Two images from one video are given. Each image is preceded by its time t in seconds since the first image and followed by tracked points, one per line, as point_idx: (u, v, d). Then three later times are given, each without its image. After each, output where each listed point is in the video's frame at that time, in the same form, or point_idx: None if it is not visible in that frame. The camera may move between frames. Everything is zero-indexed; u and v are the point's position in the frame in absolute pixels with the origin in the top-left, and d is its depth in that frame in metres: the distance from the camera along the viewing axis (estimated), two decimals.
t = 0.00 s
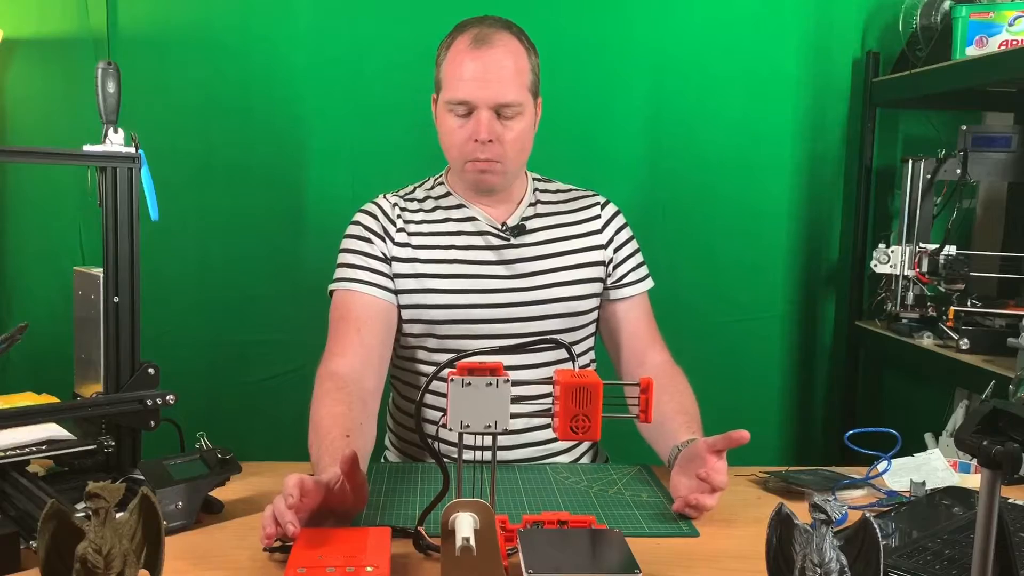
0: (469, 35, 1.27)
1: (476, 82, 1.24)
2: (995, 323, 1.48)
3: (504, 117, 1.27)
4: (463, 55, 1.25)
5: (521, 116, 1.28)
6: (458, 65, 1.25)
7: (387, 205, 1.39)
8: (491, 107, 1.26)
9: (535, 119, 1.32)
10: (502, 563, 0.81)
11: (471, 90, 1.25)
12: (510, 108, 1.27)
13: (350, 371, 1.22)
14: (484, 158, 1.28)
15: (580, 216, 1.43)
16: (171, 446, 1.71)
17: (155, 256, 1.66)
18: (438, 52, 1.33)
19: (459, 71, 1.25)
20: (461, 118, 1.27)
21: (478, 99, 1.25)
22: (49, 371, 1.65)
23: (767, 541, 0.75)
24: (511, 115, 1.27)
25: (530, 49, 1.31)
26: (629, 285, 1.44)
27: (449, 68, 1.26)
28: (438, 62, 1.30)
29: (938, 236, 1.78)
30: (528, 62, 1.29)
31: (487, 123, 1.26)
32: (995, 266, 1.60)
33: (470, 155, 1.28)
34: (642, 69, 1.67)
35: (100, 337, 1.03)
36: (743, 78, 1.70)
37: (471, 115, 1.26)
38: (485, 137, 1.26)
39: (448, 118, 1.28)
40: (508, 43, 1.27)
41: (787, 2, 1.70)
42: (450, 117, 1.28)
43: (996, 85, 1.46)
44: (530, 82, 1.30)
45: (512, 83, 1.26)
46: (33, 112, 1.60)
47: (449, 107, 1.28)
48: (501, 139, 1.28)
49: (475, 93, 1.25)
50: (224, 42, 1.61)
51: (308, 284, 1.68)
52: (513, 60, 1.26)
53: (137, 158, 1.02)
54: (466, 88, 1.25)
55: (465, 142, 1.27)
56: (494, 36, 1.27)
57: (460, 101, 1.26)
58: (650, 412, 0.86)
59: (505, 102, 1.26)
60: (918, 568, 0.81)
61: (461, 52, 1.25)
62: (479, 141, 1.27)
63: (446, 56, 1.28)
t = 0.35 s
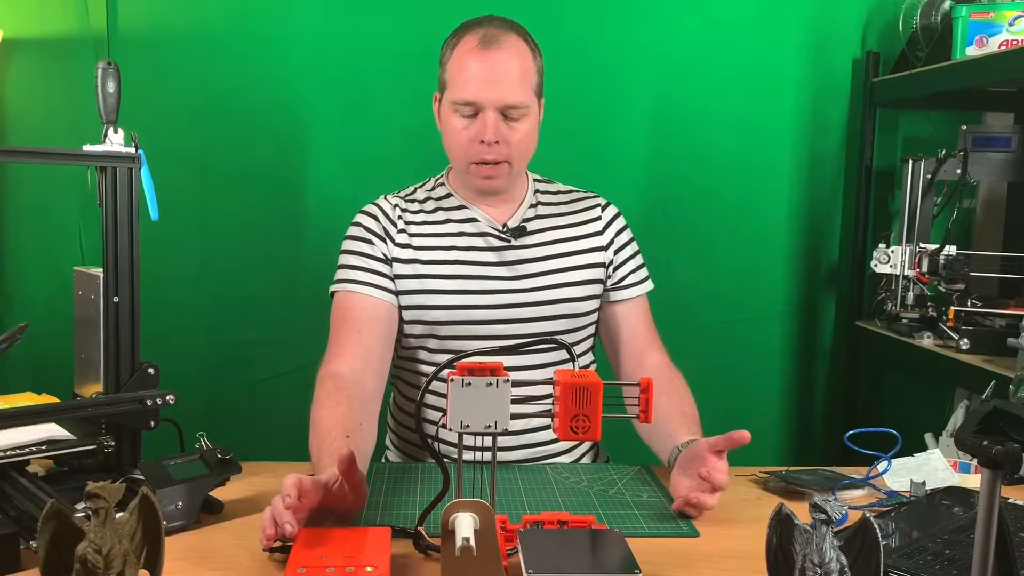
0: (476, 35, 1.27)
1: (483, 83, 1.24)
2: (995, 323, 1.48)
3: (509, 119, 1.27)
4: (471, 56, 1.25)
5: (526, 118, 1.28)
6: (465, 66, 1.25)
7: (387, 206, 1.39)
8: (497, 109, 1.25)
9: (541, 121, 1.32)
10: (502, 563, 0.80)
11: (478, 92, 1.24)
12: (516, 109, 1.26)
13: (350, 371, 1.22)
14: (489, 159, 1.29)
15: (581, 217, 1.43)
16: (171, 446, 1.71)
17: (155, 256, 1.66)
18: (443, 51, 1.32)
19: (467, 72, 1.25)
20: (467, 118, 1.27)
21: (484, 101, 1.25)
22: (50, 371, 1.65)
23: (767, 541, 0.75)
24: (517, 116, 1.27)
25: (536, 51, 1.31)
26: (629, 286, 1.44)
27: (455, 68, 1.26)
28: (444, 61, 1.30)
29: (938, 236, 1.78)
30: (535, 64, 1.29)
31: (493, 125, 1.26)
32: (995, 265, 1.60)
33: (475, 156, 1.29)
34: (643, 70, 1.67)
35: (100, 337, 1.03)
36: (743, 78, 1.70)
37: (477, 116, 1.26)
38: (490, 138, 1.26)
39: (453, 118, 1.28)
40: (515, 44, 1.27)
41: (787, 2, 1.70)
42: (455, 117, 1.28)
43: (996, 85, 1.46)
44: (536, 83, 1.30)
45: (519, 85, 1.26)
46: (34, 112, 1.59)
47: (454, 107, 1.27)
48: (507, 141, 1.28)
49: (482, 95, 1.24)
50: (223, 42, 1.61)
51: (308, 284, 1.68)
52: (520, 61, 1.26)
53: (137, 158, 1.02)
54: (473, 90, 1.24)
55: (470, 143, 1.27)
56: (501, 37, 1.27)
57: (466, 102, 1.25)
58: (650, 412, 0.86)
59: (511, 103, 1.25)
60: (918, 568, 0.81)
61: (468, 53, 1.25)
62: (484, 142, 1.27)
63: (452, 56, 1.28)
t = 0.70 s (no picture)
0: (518, 36, 1.28)
1: (537, 83, 1.26)
2: (995, 323, 1.48)
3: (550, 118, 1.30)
4: (520, 56, 1.26)
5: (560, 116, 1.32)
6: (518, 66, 1.25)
7: (386, 205, 1.38)
8: (548, 106, 1.28)
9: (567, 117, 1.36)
10: (502, 563, 0.80)
11: (531, 91, 1.26)
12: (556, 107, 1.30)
13: (350, 369, 1.22)
14: (536, 158, 1.30)
15: (580, 215, 1.43)
16: (171, 446, 1.71)
17: (155, 256, 1.66)
18: (469, 55, 1.30)
19: (520, 72, 1.25)
20: (518, 118, 1.27)
21: (539, 99, 1.26)
22: (50, 371, 1.65)
23: (767, 540, 0.75)
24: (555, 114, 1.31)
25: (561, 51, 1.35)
26: (629, 284, 1.44)
27: (504, 69, 1.26)
28: (479, 65, 1.28)
29: (938, 236, 1.78)
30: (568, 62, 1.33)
31: (544, 123, 1.28)
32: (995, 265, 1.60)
33: (522, 155, 1.29)
34: (642, 71, 1.67)
35: (100, 337, 1.04)
36: (742, 78, 1.70)
37: (526, 115, 1.27)
38: (544, 135, 1.28)
39: (500, 119, 1.28)
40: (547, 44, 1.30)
41: (787, 3, 1.70)
42: (502, 118, 1.28)
43: (996, 85, 1.46)
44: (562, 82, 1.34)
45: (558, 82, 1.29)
46: (34, 112, 1.60)
47: (501, 109, 1.27)
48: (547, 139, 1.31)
49: (535, 93, 1.26)
50: (223, 42, 1.61)
51: (307, 283, 1.68)
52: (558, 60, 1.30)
53: (137, 158, 1.02)
54: (526, 89, 1.26)
55: (525, 142, 1.28)
56: (535, 38, 1.30)
57: (520, 102, 1.26)
58: (650, 412, 0.86)
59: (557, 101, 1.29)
60: (918, 568, 0.81)
61: (515, 54, 1.26)
62: (533, 141, 1.28)
63: (491, 57, 1.27)
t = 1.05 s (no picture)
0: (519, 35, 1.28)
1: (538, 80, 1.26)
2: (995, 323, 1.48)
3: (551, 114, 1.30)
4: (521, 54, 1.26)
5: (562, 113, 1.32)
6: (520, 64, 1.26)
7: (386, 205, 1.37)
8: (549, 104, 1.29)
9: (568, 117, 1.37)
10: (502, 563, 0.80)
11: (533, 88, 1.26)
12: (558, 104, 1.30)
13: (350, 369, 1.22)
14: (538, 154, 1.30)
15: (579, 214, 1.43)
16: (171, 446, 1.71)
17: (155, 256, 1.66)
18: (470, 54, 1.30)
19: (521, 69, 1.26)
20: (520, 116, 1.28)
21: (541, 97, 1.27)
22: (50, 371, 1.65)
23: (767, 540, 0.75)
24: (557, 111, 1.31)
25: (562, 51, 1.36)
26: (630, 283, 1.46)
27: (506, 68, 1.26)
28: (480, 64, 1.28)
29: (938, 236, 1.78)
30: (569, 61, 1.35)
31: (546, 120, 1.28)
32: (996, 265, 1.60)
33: (525, 153, 1.29)
34: (642, 71, 1.67)
35: (100, 337, 1.04)
36: (742, 78, 1.70)
37: (528, 113, 1.28)
38: (546, 132, 1.28)
39: (502, 116, 1.28)
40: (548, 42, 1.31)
41: (787, 3, 1.70)
42: (504, 116, 1.28)
43: (996, 85, 1.46)
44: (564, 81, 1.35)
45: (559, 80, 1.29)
46: (33, 112, 1.60)
47: (502, 107, 1.27)
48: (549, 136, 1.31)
49: (536, 91, 1.26)
50: (223, 42, 1.61)
51: (308, 283, 1.68)
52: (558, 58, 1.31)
53: (137, 158, 1.02)
54: (528, 87, 1.26)
55: (527, 140, 1.28)
56: (535, 37, 1.30)
57: (522, 100, 1.26)
58: (650, 412, 0.87)
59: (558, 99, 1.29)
60: (918, 568, 0.81)
61: (516, 52, 1.26)
62: (535, 138, 1.28)
63: (493, 56, 1.27)
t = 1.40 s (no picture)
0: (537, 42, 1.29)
1: (554, 88, 1.27)
2: (995, 323, 1.48)
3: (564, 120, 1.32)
4: (538, 62, 1.27)
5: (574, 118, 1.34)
6: (539, 71, 1.27)
7: (394, 206, 1.38)
8: (565, 110, 1.30)
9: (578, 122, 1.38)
10: (502, 563, 0.80)
11: (548, 96, 1.27)
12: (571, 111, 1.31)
13: (354, 368, 1.22)
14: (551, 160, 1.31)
15: (585, 216, 1.44)
16: (170, 447, 1.71)
17: (155, 256, 1.66)
18: (486, 60, 1.30)
19: (540, 77, 1.26)
20: (536, 122, 1.29)
21: (557, 104, 1.28)
22: (50, 371, 1.65)
23: (767, 540, 0.75)
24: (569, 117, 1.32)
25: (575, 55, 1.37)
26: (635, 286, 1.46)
27: (522, 74, 1.27)
28: (497, 70, 1.28)
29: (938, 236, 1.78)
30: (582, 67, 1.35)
31: (559, 127, 1.29)
32: (995, 265, 1.60)
33: (538, 158, 1.30)
34: (642, 71, 1.67)
35: (100, 337, 1.04)
36: (742, 78, 1.70)
37: (544, 119, 1.29)
38: (561, 139, 1.30)
39: (519, 123, 1.29)
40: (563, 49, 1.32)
41: (787, 3, 1.70)
42: (521, 122, 1.29)
43: (996, 85, 1.46)
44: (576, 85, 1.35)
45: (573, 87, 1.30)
46: (33, 112, 1.60)
47: (520, 113, 1.28)
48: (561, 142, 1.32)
49: (552, 98, 1.27)
50: (223, 42, 1.61)
51: (308, 283, 1.68)
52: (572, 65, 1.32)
53: (137, 158, 1.02)
54: (543, 95, 1.27)
55: (543, 146, 1.29)
56: (551, 43, 1.31)
57: (540, 107, 1.27)
58: (650, 412, 0.86)
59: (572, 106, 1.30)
60: (918, 568, 0.81)
61: (534, 59, 1.27)
62: (549, 144, 1.29)
63: (510, 63, 1.28)
